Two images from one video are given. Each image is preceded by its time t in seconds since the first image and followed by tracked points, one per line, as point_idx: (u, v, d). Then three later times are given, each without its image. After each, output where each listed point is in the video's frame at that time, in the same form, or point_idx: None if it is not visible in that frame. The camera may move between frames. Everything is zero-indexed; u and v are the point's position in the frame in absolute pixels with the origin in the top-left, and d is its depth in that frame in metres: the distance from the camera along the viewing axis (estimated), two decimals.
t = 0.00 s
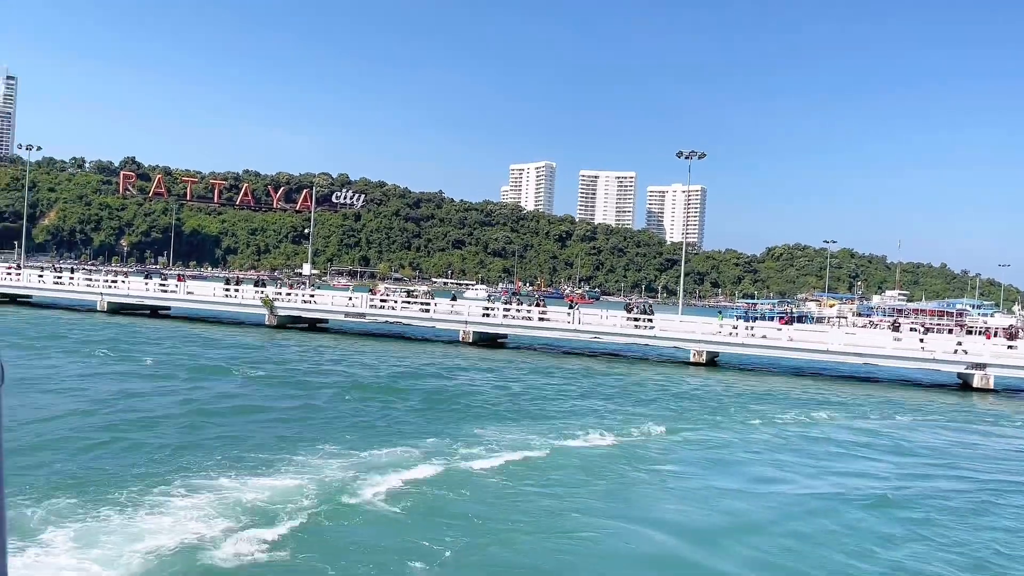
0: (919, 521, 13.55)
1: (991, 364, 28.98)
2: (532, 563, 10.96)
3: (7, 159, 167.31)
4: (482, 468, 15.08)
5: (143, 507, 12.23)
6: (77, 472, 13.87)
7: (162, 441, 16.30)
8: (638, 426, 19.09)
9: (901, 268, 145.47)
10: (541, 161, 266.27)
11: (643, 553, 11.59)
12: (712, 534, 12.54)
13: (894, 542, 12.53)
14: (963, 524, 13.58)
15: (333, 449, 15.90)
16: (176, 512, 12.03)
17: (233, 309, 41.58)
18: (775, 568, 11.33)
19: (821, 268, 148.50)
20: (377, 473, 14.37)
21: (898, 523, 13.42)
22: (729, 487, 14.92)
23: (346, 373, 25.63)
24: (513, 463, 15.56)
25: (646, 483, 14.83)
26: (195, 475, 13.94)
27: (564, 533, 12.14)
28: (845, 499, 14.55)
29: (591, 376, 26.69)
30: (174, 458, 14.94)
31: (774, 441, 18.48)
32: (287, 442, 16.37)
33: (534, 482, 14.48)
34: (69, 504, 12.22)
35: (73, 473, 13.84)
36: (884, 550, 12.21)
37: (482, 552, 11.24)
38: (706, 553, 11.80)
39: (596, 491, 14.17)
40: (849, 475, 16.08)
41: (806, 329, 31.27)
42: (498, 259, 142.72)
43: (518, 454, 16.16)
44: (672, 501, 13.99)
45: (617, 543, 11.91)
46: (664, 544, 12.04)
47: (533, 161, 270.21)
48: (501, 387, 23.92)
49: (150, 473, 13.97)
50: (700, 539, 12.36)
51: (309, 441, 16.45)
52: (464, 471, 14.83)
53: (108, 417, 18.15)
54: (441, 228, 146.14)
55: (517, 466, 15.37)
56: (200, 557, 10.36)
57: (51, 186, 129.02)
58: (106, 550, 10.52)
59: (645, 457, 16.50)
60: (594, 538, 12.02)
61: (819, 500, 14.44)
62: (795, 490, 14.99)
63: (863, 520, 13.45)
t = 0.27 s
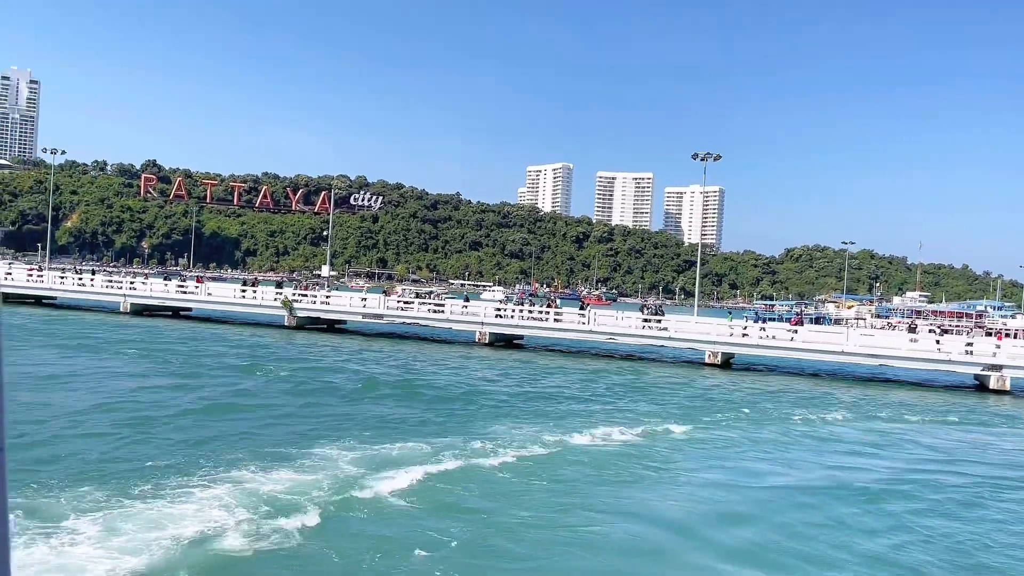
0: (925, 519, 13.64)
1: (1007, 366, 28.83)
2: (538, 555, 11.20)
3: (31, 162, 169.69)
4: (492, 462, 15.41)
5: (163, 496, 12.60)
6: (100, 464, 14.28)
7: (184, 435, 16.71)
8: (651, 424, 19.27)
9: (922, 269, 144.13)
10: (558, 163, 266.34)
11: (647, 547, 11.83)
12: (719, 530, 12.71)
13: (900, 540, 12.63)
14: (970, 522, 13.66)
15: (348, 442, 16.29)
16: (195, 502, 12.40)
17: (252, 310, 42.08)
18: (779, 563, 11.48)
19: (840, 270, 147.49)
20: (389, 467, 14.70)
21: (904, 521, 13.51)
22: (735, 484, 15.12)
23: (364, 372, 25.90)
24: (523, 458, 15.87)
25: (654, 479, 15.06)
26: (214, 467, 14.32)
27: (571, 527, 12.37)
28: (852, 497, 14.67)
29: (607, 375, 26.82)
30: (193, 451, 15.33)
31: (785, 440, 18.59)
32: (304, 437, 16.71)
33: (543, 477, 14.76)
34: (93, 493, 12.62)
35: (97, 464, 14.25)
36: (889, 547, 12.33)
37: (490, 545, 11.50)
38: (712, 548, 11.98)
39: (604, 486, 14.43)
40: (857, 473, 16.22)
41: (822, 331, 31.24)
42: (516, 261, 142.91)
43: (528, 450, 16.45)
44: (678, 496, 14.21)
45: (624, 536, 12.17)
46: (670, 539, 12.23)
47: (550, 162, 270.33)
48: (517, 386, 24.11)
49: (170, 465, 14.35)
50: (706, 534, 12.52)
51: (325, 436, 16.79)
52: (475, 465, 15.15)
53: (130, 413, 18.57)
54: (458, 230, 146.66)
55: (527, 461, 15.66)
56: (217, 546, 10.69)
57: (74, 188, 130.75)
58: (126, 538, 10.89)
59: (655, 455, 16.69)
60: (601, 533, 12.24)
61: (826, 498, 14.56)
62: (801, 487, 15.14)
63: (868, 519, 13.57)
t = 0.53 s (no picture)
0: (931, 517, 13.81)
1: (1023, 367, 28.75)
2: (541, 547, 11.50)
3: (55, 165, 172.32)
4: (504, 458, 15.76)
5: (181, 488, 13.02)
6: (121, 458, 14.70)
7: (204, 430, 17.16)
8: (661, 423, 19.49)
9: (943, 270, 142.74)
10: (574, 164, 266.38)
11: (650, 540, 12.09)
12: (723, 526, 12.91)
13: (903, 539, 12.77)
14: (974, 522, 13.76)
15: (363, 438, 16.71)
16: (212, 494, 12.80)
17: (271, 311, 42.60)
18: (781, 559, 11.67)
19: (859, 271, 146.39)
20: (402, 462, 15.08)
21: (909, 521, 13.62)
22: (742, 480, 15.38)
23: (380, 371, 26.29)
24: (533, 454, 16.20)
25: (662, 475, 15.33)
26: (230, 461, 14.72)
27: (576, 521, 12.65)
28: (857, 496, 14.79)
29: (619, 376, 27.03)
30: (210, 446, 15.73)
31: (795, 439, 18.75)
32: (320, 433, 17.14)
33: (553, 472, 15.09)
34: (114, 485, 13.05)
35: (118, 458, 14.67)
36: (891, 545, 12.47)
37: (495, 537, 11.81)
38: (714, 542, 12.21)
39: (612, 481, 14.73)
40: (865, 472, 16.40)
41: (837, 332, 31.25)
42: (532, 262, 143.15)
43: (538, 446, 16.78)
44: (685, 490, 14.49)
45: (630, 528, 12.47)
46: (674, 534, 12.45)
47: (567, 164, 270.48)
48: (531, 385, 24.38)
49: (188, 459, 14.75)
50: (710, 530, 12.72)
51: (340, 432, 17.21)
52: (487, 460, 15.50)
53: (150, 410, 19.03)
54: (475, 232, 147.13)
55: (536, 457, 15.98)
56: (231, 536, 11.09)
57: (96, 192, 132.68)
58: (146, 525, 11.32)
59: (664, 452, 16.94)
60: (605, 527, 12.50)
61: (832, 498, 14.69)
62: (808, 485, 15.35)
63: (872, 518, 13.70)
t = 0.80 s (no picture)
0: (937, 513, 13.96)
1: None
2: (544, 538, 11.82)
3: (77, 169, 174.90)
4: (513, 454, 16.06)
5: (197, 482, 13.42)
6: (139, 454, 15.14)
7: (222, 427, 17.58)
8: (671, 422, 19.70)
9: (963, 271, 141.54)
10: (590, 166, 266.39)
11: (653, 533, 12.34)
12: (726, 520, 13.13)
13: (905, 534, 12.90)
14: (979, 519, 13.86)
15: (376, 436, 17.06)
16: (226, 487, 13.18)
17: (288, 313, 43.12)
18: (781, 553, 11.87)
19: (878, 272, 145.43)
20: (413, 458, 15.41)
21: (913, 518, 13.75)
22: (749, 477, 15.57)
23: (395, 371, 26.63)
24: (542, 451, 16.48)
25: (668, 471, 15.58)
26: (246, 457, 15.10)
27: (581, 514, 12.93)
28: (863, 494, 14.91)
29: (632, 376, 27.21)
30: (226, 443, 16.12)
31: (804, 438, 18.90)
32: (335, 430, 17.51)
33: (560, 468, 15.38)
34: (133, 479, 13.47)
35: (136, 454, 15.09)
36: (892, 541, 12.63)
37: (499, 528, 12.12)
38: (714, 536, 12.46)
39: (619, 477, 14.99)
40: (873, 470, 16.52)
41: (851, 332, 31.25)
42: (548, 264, 143.39)
43: (548, 443, 17.06)
44: (691, 486, 14.73)
45: (635, 522, 12.74)
46: (676, 527, 12.72)
47: (582, 165, 270.47)
48: (543, 384, 24.62)
49: (204, 454, 15.17)
50: (712, 523, 12.95)
51: (354, 430, 17.58)
52: (496, 456, 15.81)
53: (168, 408, 19.47)
54: (491, 234, 147.61)
55: (545, 453, 16.27)
56: (244, 526, 11.47)
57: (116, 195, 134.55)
58: (167, 516, 11.71)
59: (672, 449, 17.16)
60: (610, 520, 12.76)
61: (838, 495, 14.81)
62: (814, 482, 15.53)
63: (875, 514, 13.85)
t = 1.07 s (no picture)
0: (942, 511, 14.07)
1: None
2: (548, 532, 12.05)
3: (96, 174, 176.91)
4: (521, 452, 16.32)
5: (213, 478, 13.77)
6: (156, 451, 15.51)
7: (238, 426, 17.90)
8: (681, 422, 19.84)
9: (982, 272, 140.32)
10: (605, 168, 266.15)
11: (656, 528, 12.56)
12: (729, 516, 13.32)
13: (908, 530, 13.02)
14: (985, 517, 13.94)
15: (387, 434, 17.38)
16: (240, 484, 13.51)
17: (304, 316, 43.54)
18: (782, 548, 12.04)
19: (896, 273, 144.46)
20: (423, 455, 15.71)
21: (917, 515, 13.84)
22: (755, 474, 15.74)
23: (409, 372, 26.90)
24: (550, 449, 16.73)
25: (674, 469, 15.78)
26: (260, 454, 15.44)
27: (586, 509, 13.17)
28: (869, 492, 15.00)
29: (644, 376, 27.35)
30: (240, 441, 16.45)
31: (814, 438, 18.99)
32: (348, 428, 17.85)
33: (567, 465, 15.61)
34: (150, 476, 13.83)
35: (152, 451, 15.47)
36: (894, 537, 12.74)
37: (505, 523, 12.38)
38: (717, 531, 12.65)
39: (625, 474, 15.20)
40: (880, 469, 16.61)
41: (865, 333, 31.21)
42: (563, 266, 143.35)
43: (556, 442, 17.29)
44: (696, 483, 14.92)
45: (638, 517, 12.98)
46: (680, 522, 12.89)
47: (597, 167, 270.23)
48: (556, 385, 24.80)
49: (218, 452, 15.50)
50: (716, 520, 13.10)
51: (366, 428, 17.89)
52: (504, 454, 16.08)
53: (184, 407, 19.85)
54: (506, 236, 147.93)
55: (553, 451, 16.51)
56: (257, 520, 11.81)
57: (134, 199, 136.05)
58: (184, 511, 12.09)
59: (680, 448, 17.33)
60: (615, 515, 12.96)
61: (843, 492, 14.92)
62: (821, 480, 15.64)
63: (881, 511, 13.94)
